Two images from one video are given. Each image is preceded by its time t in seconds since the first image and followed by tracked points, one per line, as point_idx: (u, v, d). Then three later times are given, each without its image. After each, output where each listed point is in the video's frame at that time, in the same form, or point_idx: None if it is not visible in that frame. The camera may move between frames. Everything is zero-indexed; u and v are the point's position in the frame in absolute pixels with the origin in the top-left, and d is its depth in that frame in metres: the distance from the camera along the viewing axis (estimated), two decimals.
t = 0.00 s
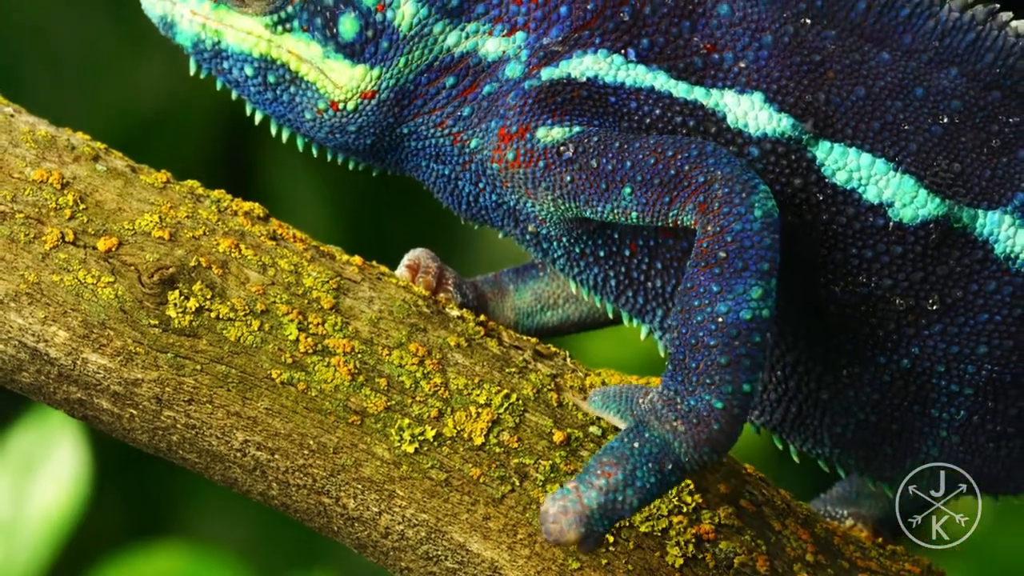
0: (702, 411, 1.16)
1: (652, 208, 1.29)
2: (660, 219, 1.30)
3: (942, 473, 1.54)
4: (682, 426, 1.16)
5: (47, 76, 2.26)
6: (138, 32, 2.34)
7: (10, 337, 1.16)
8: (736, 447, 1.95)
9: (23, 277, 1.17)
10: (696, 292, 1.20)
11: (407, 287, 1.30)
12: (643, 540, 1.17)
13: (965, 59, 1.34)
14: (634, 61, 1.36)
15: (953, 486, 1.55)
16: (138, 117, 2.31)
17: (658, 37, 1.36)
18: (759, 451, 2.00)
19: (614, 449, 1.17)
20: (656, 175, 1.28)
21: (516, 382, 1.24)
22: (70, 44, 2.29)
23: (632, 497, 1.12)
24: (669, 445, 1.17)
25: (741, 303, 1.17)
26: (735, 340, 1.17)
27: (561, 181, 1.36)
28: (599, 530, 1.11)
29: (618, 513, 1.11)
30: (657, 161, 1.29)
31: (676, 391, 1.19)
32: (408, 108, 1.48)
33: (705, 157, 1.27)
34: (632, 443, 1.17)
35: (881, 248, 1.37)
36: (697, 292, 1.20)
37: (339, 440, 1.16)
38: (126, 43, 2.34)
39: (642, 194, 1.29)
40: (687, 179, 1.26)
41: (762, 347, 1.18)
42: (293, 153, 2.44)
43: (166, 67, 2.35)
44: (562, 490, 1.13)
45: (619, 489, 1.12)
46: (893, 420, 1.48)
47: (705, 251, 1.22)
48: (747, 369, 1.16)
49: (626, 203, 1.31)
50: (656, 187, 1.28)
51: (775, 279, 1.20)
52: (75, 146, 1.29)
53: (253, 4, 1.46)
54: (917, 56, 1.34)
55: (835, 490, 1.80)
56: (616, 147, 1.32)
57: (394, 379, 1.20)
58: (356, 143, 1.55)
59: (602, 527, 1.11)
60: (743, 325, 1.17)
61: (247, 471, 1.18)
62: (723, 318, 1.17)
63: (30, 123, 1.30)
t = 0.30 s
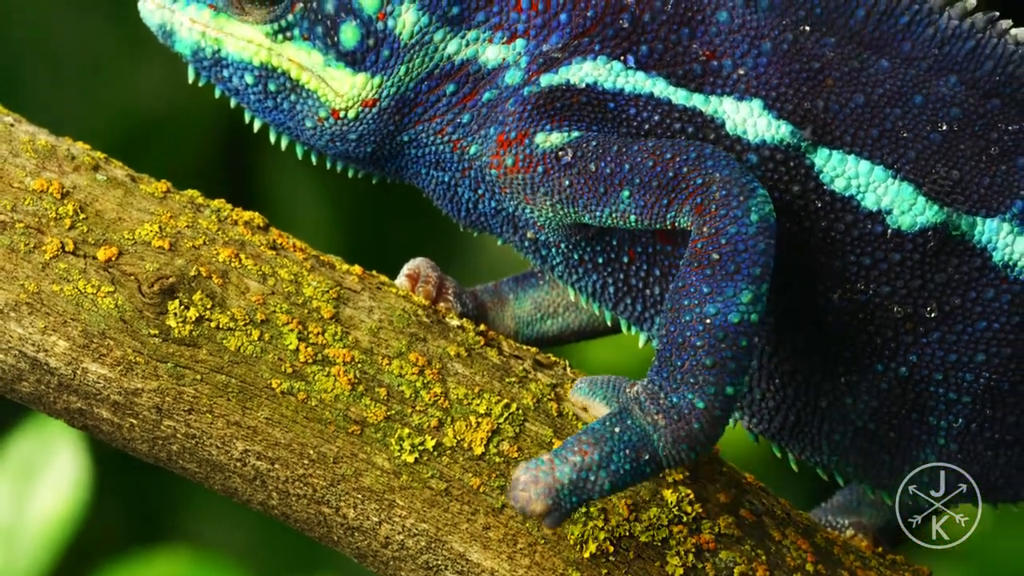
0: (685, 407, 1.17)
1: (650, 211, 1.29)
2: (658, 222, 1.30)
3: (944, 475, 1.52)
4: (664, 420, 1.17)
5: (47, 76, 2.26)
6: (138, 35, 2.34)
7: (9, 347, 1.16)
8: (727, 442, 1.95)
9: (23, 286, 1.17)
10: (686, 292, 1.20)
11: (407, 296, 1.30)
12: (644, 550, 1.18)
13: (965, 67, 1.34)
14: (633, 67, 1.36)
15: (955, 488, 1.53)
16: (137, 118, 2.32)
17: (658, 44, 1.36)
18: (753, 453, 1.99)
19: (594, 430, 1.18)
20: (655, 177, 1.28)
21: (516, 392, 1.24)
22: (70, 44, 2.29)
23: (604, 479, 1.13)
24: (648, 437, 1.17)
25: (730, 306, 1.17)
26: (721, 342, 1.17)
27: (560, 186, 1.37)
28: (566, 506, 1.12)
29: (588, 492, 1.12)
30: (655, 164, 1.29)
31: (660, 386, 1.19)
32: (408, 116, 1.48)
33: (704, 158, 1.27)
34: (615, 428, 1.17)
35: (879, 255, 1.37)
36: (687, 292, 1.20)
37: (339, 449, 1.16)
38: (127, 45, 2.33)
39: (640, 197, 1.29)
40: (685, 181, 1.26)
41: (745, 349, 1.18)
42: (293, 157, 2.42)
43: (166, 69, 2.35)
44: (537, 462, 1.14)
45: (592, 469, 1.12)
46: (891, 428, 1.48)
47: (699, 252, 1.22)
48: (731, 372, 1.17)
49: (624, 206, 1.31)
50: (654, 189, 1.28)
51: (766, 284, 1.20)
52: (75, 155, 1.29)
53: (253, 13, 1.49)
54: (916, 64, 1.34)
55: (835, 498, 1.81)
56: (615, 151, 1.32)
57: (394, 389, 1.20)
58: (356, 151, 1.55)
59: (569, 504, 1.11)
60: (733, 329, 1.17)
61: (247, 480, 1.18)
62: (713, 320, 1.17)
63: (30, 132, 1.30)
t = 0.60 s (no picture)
0: (658, 399, 1.17)
1: (645, 210, 1.29)
2: (653, 221, 1.29)
3: (945, 476, 1.49)
4: (635, 407, 1.18)
5: (47, 76, 2.23)
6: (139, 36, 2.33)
7: (9, 356, 1.16)
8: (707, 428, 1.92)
9: (24, 296, 1.17)
10: (671, 284, 1.21)
11: (406, 306, 1.31)
12: (643, 559, 1.18)
13: (962, 73, 1.35)
14: (631, 72, 1.36)
15: (956, 488, 1.51)
16: (138, 122, 2.32)
17: (655, 49, 1.36)
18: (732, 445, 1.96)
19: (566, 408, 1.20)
20: (650, 176, 1.28)
21: (516, 402, 1.25)
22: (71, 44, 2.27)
23: (567, 456, 1.15)
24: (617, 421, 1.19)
25: (713, 305, 1.17)
26: (700, 340, 1.17)
27: (556, 188, 1.37)
28: (527, 477, 1.14)
29: (549, 466, 1.15)
30: (651, 163, 1.29)
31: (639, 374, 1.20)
32: (406, 121, 1.48)
33: (700, 158, 1.27)
34: (587, 408, 1.20)
35: (875, 261, 1.37)
36: (671, 285, 1.21)
37: (339, 459, 1.16)
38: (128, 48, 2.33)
39: (635, 197, 1.29)
40: (680, 180, 1.26)
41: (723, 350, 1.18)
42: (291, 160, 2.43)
43: (167, 70, 2.36)
44: (505, 429, 1.17)
45: (557, 445, 1.15)
46: (887, 434, 1.47)
47: (688, 247, 1.22)
48: (707, 371, 1.17)
49: (620, 206, 1.31)
50: (649, 188, 1.28)
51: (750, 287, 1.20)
52: (75, 165, 1.29)
53: (249, 19, 1.48)
54: (914, 70, 1.35)
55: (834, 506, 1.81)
56: (611, 151, 1.32)
57: (394, 399, 1.20)
58: (355, 157, 1.55)
59: (529, 475, 1.14)
60: (717, 330, 1.17)
61: (247, 490, 1.18)
62: (695, 317, 1.18)
63: (30, 142, 1.30)
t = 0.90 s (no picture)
0: (631, 395, 1.19)
1: (641, 216, 1.29)
2: (649, 226, 1.29)
3: (945, 475, 1.49)
4: (608, 402, 1.20)
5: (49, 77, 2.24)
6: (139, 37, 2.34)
7: (9, 366, 1.16)
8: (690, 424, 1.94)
9: (24, 306, 1.17)
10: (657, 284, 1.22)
11: (407, 316, 1.31)
12: (643, 569, 1.18)
13: (960, 81, 1.36)
14: (628, 78, 1.37)
15: (956, 489, 1.50)
16: (138, 122, 2.32)
17: (653, 56, 1.37)
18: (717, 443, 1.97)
19: (540, 394, 1.22)
20: (646, 182, 1.28)
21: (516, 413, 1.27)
22: (71, 45, 2.28)
23: (537, 442, 1.18)
24: (590, 413, 1.21)
25: (696, 309, 1.19)
26: (679, 342, 1.18)
27: (552, 194, 1.37)
28: (495, 458, 1.16)
29: (518, 449, 1.17)
30: (647, 169, 1.29)
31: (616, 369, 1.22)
32: (406, 129, 1.48)
33: (696, 163, 1.28)
34: (561, 396, 1.22)
35: (872, 268, 1.37)
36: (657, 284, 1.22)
37: (339, 469, 1.16)
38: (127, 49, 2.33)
39: (631, 202, 1.29)
40: (676, 185, 1.26)
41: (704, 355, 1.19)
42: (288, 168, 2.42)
43: (166, 70, 2.36)
44: (477, 409, 1.19)
45: (528, 429, 1.17)
46: (884, 442, 1.47)
47: (678, 249, 1.23)
48: (683, 373, 1.19)
49: (616, 212, 1.31)
50: (645, 194, 1.28)
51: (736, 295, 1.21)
52: (76, 174, 1.29)
53: (249, 27, 1.46)
54: (912, 77, 1.35)
55: (834, 515, 1.82)
56: (608, 157, 1.33)
57: (394, 408, 1.20)
58: (354, 165, 1.55)
59: (497, 457, 1.16)
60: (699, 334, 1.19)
61: (247, 499, 1.18)
62: (678, 319, 1.19)
63: (30, 151, 1.31)
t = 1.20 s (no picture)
0: (620, 398, 1.20)
1: (639, 224, 1.29)
2: (647, 235, 1.30)
3: (946, 476, 1.47)
4: (596, 403, 1.21)
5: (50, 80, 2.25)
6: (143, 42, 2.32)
7: (9, 376, 1.16)
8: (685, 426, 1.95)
9: (24, 315, 1.17)
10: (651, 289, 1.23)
11: (406, 326, 1.32)
12: None
13: (959, 90, 1.36)
14: (627, 88, 1.37)
15: (956, 489, 1.48)
16: (137, 126, 2.32)
17: (652, 64, 1.37)
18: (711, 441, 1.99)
19: (528, 395, 1.24)
20: (645, 191, 1.28)
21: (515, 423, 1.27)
22: (70, 48, 2.28)
23: (523, 440, 1.19)
24: (578, 414, 1.22)
25: (688, 316, 1.19)
26: (671, 348, 1.19)
27: (551, 203, 1.38)
28: (481, 456, 1.17)
29: (503, 447, 1.18)
30: (646, 177, 1.29)
31: (606, 371, 1.22)
32: (406, 138, 1.49)
33: (695, 173, 1.28)
34: (550, 396, 1.23)
35: (871, 277, 1.37)
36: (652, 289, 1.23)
37: (338, 478, 1.16)
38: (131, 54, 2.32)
39: (630, 211, 1.30)
40: (674, 194, 1.27)
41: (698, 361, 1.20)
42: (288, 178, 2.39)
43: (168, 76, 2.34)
44: (465, 406, 1.20)
45: (514, 427, 1.18)
46: (883, 451, 1.47)
47: (674, 256, 1.23)
48: (672, 380, 1.19)
49: (614, 220, 1.31)
50: (643, 203, 1.28)
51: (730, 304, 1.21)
52: (75, 184, 1.30)
53: (249, 37, 1.46)
54: (911, 86, 1.36)
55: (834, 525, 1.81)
56: (607, 166, 1.33)
57: (393, 418, 1.20)
58: (354, 175, 1.55)
59: (483, 454, 1.16)
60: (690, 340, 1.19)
61: (246, 509, 1.18)
62: (670, 325, 1.19)
63: (30, 161, 1.31)
